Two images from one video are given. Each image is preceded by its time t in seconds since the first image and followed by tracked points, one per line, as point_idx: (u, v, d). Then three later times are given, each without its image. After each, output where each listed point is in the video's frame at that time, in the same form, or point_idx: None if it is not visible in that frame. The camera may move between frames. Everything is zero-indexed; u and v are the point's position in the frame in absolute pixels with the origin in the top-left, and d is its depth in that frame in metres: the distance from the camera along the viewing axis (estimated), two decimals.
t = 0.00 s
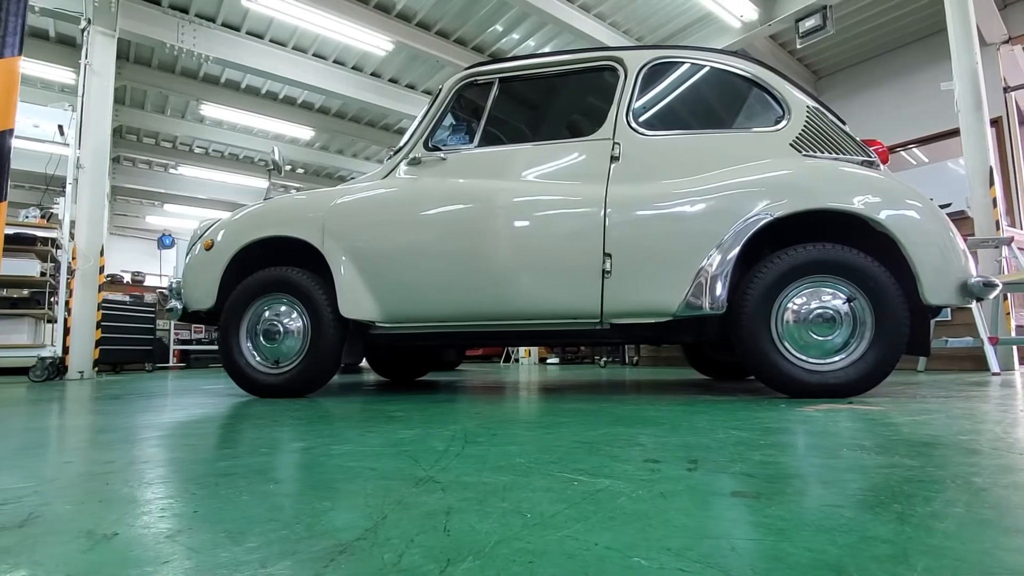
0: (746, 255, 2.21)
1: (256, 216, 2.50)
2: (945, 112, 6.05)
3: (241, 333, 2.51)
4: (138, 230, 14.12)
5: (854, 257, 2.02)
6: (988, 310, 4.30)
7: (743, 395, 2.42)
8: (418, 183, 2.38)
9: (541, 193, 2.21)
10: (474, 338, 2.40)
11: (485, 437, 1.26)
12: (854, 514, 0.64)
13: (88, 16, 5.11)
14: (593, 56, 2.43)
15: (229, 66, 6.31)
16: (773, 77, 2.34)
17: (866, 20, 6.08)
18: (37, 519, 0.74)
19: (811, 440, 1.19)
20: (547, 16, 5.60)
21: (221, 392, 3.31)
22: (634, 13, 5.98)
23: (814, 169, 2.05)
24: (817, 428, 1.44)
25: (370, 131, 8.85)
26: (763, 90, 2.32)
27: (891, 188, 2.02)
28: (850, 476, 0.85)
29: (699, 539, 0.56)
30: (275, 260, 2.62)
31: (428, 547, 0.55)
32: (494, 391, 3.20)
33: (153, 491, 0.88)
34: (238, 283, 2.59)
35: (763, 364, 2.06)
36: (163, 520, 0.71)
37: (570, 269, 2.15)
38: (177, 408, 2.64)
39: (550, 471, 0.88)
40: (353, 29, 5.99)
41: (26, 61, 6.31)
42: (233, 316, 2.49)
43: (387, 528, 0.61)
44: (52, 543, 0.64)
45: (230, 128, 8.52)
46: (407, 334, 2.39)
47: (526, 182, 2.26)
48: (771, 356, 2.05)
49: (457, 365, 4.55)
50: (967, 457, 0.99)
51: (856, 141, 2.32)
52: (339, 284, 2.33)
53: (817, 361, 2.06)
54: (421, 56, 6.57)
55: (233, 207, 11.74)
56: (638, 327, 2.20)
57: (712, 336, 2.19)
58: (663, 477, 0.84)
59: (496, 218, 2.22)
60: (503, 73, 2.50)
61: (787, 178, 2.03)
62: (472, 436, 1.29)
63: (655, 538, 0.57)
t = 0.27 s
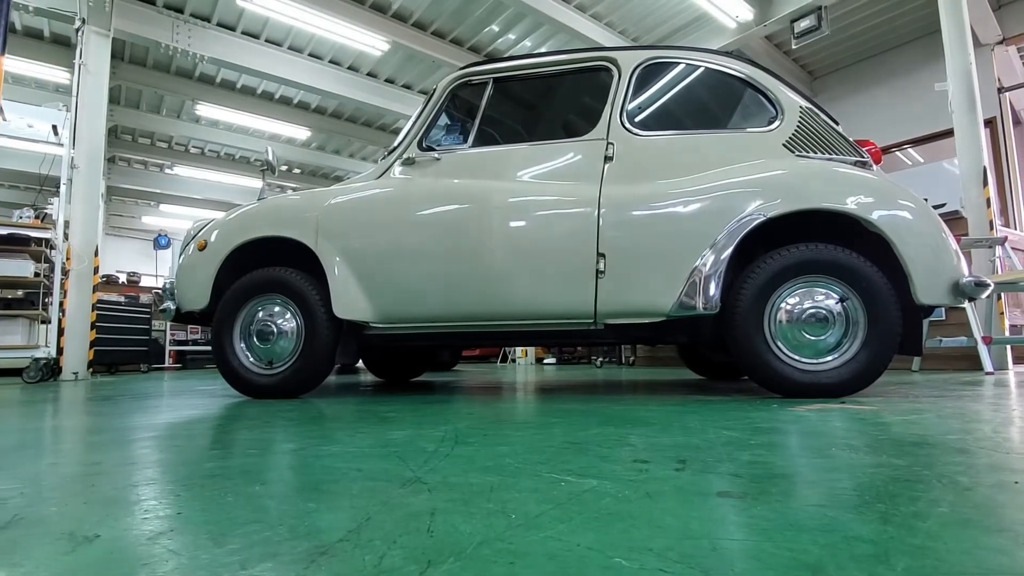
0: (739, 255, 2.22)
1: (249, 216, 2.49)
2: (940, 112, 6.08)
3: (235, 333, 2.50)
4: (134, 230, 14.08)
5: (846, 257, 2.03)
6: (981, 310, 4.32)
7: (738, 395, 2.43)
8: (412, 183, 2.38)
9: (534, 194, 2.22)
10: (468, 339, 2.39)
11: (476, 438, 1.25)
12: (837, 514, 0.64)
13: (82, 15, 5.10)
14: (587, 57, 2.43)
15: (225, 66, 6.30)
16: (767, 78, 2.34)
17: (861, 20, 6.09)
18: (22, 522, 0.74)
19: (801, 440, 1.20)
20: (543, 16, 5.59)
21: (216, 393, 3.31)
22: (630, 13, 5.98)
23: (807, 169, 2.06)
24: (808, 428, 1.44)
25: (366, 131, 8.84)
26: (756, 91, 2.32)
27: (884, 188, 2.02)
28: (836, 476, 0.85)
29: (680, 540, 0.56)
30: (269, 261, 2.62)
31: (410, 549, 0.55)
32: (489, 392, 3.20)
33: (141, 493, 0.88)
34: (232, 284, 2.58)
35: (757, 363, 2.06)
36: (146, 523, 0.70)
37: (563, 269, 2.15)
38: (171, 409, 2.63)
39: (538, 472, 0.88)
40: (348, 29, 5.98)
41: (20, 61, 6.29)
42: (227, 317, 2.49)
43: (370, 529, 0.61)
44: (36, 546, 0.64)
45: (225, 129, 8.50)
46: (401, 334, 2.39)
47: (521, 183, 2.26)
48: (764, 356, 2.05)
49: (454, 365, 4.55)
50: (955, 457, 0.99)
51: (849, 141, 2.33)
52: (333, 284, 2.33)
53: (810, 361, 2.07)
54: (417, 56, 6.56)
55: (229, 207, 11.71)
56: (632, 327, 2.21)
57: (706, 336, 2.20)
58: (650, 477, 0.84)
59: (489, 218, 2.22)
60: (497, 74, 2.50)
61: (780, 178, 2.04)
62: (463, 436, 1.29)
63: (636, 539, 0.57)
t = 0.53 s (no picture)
0: (736, 255, 2.22)
1: (247, 216, 2.49)
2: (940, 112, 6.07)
3: (232, 334, 2.50)
4: (135, 231, 14.10)
5: (844, 256, 2.03)
6: (981, 310, 4.31)
7: (735, 395, 2.42)
8: (409, 184, 2.38)
9: (531, 194, 2.21)
10: (464, 339, 2.40)
11: (470, 439, 1.25)
12: (825, 516, 0.64)
13: (82, 15, 5.10)
14: (584, 57, 2.43)
15: (224, 66, 6.30)
16: (765, 78, 2.34)
17: (860, 20, 6.09)
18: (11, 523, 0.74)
19: (795, 440, 1.19)
20: (542, 16, 5.59)
21: (215, 393, 3.31)
22: (629, 13, 5.98)
23: (804, 169, 2.06)
24: (804, 428, 1.44)
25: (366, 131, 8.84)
26: (753, 90, 2.32)
27: (881, 188, 2.02)
28: (828, 476, 0.85)
29: (669, 540, 0.56)
30: (267, 261, 2.62)
31: (395, 549, 0.55)
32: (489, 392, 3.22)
33: (131, 493, 0.88)
34: (229, 284, 2.58)
35: (753, 363, 2.06)
36: (134, 523, 0.70)
37: (560, 269, 2.15)
38: (169, 409, 2.64)
39: (529, 472, 0.88)
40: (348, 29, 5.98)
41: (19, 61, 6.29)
42: (224, 317, 2.49)
43: (356, 530, 0.61)
44: (22, 548, 0.64)
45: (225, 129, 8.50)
46: (398, 335, 2.39)
47: (517, 183, 2.26)
48: (761, 356, 2.05)
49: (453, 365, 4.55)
50: (948, 457, 0.99)
51: (847, 141, 2.32)
52: (329, 284, 2.33)
53: (807, 361, 2.07)
54: (416, 56, 6.56)
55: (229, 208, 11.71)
56: (629, 327, 2.20)
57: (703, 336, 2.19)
58: (643, 478, 0.84)
59: (486, 219, 2.22)
60: (494, 74, 2.50)
61: (777, 178, 2.04)
62: (456, 436, 1.29)
63: (623, 539, 0.57)
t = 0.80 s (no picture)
0: (734, 255, 2.21)
1: (245, 217, 2.49)
2: (940, 111, 6.06)
3: (231, 334, 2.51)
4: (136, 231, 14.12)
5: (841, 256, 2.02)
6: (981, 310, 4.30)
7: (734, 395, 2.42)
8: (406, 184, 2.38)
9: (529, 194, 2.21)
10: (462, 339, 2.40)
11: (464, 439, 1.25)
12: (813, 516, 0.64)
13: (82, 17, 5.11)
14: (582, 57, 2.43)
15: (224, 67, 6.31)
16: (764, 78, 2.33)
17: (861, 19, 6.08)
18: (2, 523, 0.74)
19: (789, 440, 1.19)
20: (541, 16, 5.59)
21: (214, 393, 3.31)
22: (629, 13, 5.98)
23: (801, 169, 2.06)
24: (800, 428, 1.44)
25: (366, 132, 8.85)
26: (751, 90, 2.31)
27: (879, 188, 2.02)
28: (820, 477, 0.84)
29: (654, 541, 0.56)
30: (265, 261, 2.62)
31: (381, 550, 0.55)
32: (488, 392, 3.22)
33: (123, 493, 0.88)
34: (228, 285, 2.58)
35: (751, 363, 2.05)
36: (124, 524, 0.71)
37: (557, 269, 2.15)
38: (168, 409, 2.64)
39: (521, 473, 0.88)
40: (347, 30, 5.98)
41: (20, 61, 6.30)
42: (223, 317, 2.49)
43: (343, 531, 0.61)
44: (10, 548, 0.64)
45: (225, 130, 8.51)
46: (396, 335, 2.39)
47: (515, 183, 2.26)
48: (759, 356, 2.05)
49: (453, 365, 4.55)
50: (941, 457, 0.98)
51: (845, 140, 2.32)
52: (327, 285, 2.33)
53: (805, 361, 2.06)
54: (416, 56, 6.56)
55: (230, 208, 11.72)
56: (627, 327, 2.20)
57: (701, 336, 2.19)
58: (634, 479, 0.83)
59: (484, 219, 2.22)
60: (492, 74, 2.50)
61: (775, 178, 2.03)
62: (451, 437, 1.29)
63: (609, 540, 0.57)
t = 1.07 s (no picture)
0: (731, 255, 2.21)
1: (242, 217, 2.49)
2: (939, 111, 6.06)
3: (227, 334, 2.50)
4: (136, 231, 14.13)
5: (838, 256, 2.02)
6: (980, 310, 4.30)
7: (731, 395, 2.42)
8: (403, 184, 2.38)
9: (525, 194, 2.21)
10: (459, 339, 2.40)
11: (458, 439, 1.25)
12: (800, 517, 0.63)
13: (81, 18, 5.11)
14: (578, 57, 2.43)
15: (223, 67, 6.31)
16: (761, 78, 2.33)
17: (860, 19, 6.08)
18: None
19: (782, 440, 1.19)
20: (540, 16, 5.59)
21: (212, 393, 3.31)
22: (628, 13, 5.97)
23: (798, 168, 2.05)
24: (795, 428, 1.44)
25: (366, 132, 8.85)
26: (748, 90, 2.31)
27: (876, 188, 2.02)
28: (810, 477, 0.84)
29: (638, 542, 0.56)
30: (262, 261, 2.62)
31: (364, 551, 0.55)
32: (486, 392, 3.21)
33: (114, 494, 0.88)
34: (225, 285, 2.58)
35: (747, 363, 2.05)
36: (112, 524, 0.71)
37: (553, 270, 2.15)
38: (165, 409, 2.64)
39: (511, 473, 0.88)
40: (346, 30, 5.99)
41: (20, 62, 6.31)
42: (219, 317, 2.49)
43: (328, 531, 0.61)
44: None
45: (225, 130, 8.51)
46: (392, 335, 2.39)
47: (512, 183, 2.26)
48: (755, 356, 2.05)
49: (452, 365, 4.55)
50: (932, 457, 0.98)
51: (842, 141, 2.32)
52: (324, 285, 2.33)
53: (801, 361, 2.06)
54: (415, 56, 6.56)
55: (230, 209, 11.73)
56: (623, 327, 2.20)
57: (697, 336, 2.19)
58: (623, 479, 0.83)
59: (481, 219, 2.22)
60: (488, 74, 2.50)
61: (771, 178, 2.03)
62: (444, 437, 1.29)
63: (594, 541, 0.56)
